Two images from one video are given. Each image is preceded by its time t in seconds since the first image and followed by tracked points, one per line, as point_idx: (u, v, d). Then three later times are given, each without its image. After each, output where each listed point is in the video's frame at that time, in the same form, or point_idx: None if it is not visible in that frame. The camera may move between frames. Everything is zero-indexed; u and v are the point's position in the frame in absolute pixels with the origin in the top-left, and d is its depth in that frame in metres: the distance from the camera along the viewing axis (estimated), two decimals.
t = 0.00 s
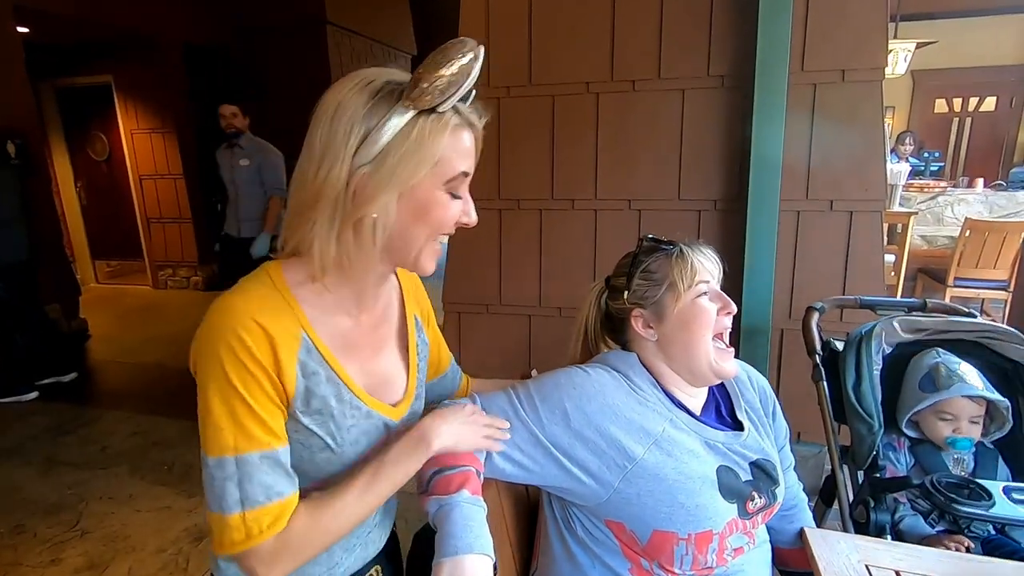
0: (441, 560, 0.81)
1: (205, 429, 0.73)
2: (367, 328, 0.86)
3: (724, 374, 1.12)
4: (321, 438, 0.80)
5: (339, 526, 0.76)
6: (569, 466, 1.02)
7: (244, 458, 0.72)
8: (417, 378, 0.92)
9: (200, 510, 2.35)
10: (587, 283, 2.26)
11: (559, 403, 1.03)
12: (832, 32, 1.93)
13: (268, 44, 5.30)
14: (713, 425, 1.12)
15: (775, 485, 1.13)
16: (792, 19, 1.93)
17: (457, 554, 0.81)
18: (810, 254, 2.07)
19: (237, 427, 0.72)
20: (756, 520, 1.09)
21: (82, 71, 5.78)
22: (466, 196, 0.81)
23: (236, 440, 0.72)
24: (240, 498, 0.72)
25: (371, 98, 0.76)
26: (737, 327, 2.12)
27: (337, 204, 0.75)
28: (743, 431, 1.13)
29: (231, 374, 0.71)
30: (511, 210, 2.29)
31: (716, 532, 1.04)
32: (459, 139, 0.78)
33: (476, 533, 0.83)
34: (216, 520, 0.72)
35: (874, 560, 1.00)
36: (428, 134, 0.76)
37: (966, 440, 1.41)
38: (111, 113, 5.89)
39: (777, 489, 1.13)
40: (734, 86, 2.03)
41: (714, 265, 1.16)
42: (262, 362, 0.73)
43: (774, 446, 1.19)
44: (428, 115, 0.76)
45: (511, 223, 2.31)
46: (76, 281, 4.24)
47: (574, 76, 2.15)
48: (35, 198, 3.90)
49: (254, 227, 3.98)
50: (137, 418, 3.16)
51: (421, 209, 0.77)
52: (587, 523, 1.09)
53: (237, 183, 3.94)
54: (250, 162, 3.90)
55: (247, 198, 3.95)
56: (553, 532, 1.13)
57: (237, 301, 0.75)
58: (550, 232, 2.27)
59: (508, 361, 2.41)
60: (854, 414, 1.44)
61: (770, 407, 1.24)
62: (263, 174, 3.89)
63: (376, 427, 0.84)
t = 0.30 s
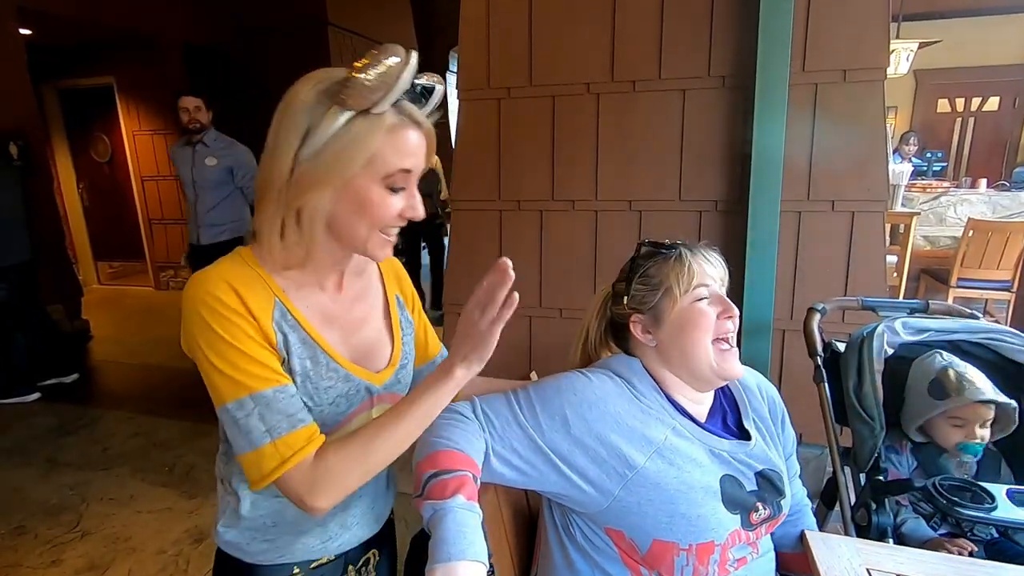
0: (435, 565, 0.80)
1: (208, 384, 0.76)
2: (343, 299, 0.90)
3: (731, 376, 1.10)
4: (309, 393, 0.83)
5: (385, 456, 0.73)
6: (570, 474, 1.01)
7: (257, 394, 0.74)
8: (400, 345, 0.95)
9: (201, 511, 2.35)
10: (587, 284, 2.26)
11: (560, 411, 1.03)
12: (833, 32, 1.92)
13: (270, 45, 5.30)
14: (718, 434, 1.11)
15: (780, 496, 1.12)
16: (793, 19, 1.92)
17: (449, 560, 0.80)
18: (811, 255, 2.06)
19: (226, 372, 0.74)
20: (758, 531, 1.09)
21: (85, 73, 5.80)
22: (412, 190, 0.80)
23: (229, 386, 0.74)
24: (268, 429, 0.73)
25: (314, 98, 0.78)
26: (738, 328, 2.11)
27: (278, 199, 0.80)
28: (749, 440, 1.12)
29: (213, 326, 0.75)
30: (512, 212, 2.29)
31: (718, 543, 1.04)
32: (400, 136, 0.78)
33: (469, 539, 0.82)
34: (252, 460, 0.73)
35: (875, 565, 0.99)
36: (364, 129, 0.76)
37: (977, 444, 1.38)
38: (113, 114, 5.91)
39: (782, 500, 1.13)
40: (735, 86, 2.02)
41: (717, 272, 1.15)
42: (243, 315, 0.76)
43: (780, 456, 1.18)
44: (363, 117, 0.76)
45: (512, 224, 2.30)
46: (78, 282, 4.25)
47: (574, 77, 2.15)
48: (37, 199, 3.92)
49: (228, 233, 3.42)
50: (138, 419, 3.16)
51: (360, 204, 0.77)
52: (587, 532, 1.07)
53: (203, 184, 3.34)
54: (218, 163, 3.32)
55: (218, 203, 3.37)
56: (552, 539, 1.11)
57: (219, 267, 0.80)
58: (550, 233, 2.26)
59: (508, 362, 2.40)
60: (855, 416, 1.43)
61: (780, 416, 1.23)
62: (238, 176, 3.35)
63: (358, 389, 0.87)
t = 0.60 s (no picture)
0: (442, 558, 0.80)
1: (213, 365, 0.78)
2: (348, 298, 0.90)
3: (701, 373, 1.07)
4: (315, 388, 0.83)
5: (392, 445, 0.78)
6: (567, 464, 1.01)
7: (261, 374, 0.76)
8: (409, 350, 0.94)
9: (203, 510, 2.35)
10: (589, 283, 2.25)
11: (558, 401, 1.02)
12: (836, 26, 1.91)
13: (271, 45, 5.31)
14: (712, 424, 1.10)
15: (774, 488, 1.11)
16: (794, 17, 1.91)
17: (456, 551, 0.80)
18: (813, 253, 2.06)
19: (230, 348, 0.77)
20: (754, 522, 1.08)
21: (87, 74, 5.81)
22: (336, 145, 0.85)
23: (234, 365, 0.77)
24: (270, 409, 0.75)
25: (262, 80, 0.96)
26: (740, 326, 2.11)
27: (245, 180, 0.93)
28: (742, 431, 1.11)
29: (216, 305, 0.78)
30: (512, 210, 2.29)
31: (713, 532, 1.03)
32: (312, 93, 0.86)
33: (475, 528, 0.83)
34: (250, 442, 0.74)
35: (877, 562, 0.99)
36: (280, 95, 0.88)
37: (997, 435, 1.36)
38: (115, 114, 5.93)
39: (776, 492, 1.12)
40: (736, 84, 2.02)
41: (699, 269, 1.12)
42: (246, 295, 0.79)
43: (774, 450, 1.16)
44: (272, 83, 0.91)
45: (512, 222, 2.30)
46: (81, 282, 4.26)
47: (574, 75, 2.15)
48: (40, 198, 3.93)
49: (201, 248, 2.95)
50: (139, 418, 3.17)
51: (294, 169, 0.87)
52: (583, 521, 1.07)
53: (169, 195, 2.89)
54: (185, 168, 2.87)
55: (186, 214, 2.91)
56: (550, 531, 1.11)
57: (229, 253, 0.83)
58: (551, 231, 2.26)
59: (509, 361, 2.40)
60: (856, 413, 1.42)
61: (772, 412, 1.21)
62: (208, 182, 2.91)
63: (360, 389, 0.85)
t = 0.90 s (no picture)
0: (442, 544, 0.82)
1: (226, 376, 0.79)
2: (357, 312, 0.91)
3: (650, 377, 1.08)
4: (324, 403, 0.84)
5: (409, 454, 0.81)
6: (560, 455, 1.02)
7: (278, 385, 0.77)
8: (416, 374, 0.94)
9: (202, 510, 2.36)
10: (588, 285, 2.26)
11: (549, 392, 1.04)
12: (834, 31, 1.93)
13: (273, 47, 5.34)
14: (694, 412, 1.11)
15: (757, 472, 1.11)
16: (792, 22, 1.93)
17: (458, 537, 0.82)
18: (810, 256, 2.07)
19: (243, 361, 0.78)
20: (740, 507, 1.07)
21: (88, 75, 5.83)
22: (352, 146, 0.87)
23: (251, 378, 0.77)
24: (289, 422, 0.76)
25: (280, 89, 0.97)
26: (738, 329, 2.12)
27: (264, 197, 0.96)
28: (722, 417, 1.12)
29: (229, 311, 0.79)
30: (512, 213, 2.30)
31: (700, 512, 1.02)
32: (326, 99, 0.88)
33: (474, 516, 0.85)
34: (267, 456, 0.75)
35: (871, 562, 1.00)
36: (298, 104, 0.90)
37: (971, 436, 1.37)
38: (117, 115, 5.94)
39: (759, 477, 1.11)
40: (734, 88, 2.03)
41: (663, 276, 1.10)
42: (260, 304, 0.80)
43: (756, 440, 1.16)
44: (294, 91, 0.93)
45: (512, 225, 2.31)
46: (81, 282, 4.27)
47: (574, 79, 2.16)
48: (42, 199, 3.94)
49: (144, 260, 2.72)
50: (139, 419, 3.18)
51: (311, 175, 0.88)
52: (574, 510, 1.07)
53: (114, 201, 2.67)
54: (128, 172, 2.62)
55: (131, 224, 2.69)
56: (544, 526, 1.11)
57: (245, 262, 0.85)
58: (550, 233, 2.28)
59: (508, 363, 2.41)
60: (851, 417, 1.43)
61: (750, 402, 1.21)
62: (149, 187, 2.62)
63: (369, 407, 0.86)
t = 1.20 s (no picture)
0: (446, 544, 0.82)
1: (241, 385, 0.78)
2: (363, 323, 0.92)
3: (650, 374, 1.09)
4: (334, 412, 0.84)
5: (426, 456, 0.84)
6: (560, 452, 1.02)
7: (299, 390, 0.77)
8: (416, 378, 0.96)
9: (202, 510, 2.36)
10: (586, 285, 2.27)
11: (549, 390, 1.05)
12: (832, 31, 1.94)
13: (273, 48, 5.34)
14: (690, 410, 1.11)
15: (753, 468, 1.11)
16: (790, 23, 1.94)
17: (461, 535, 0.82)
18: (808, 256, 2.08)
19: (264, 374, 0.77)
20: (738, 503, 1.08)
21: (88, 76, 5.82)
22: (380, 188, 0.85)
23: (271, 383, 0.77)
24: (313, 425, 0.76)
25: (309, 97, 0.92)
26: (736, 329, 2.12)
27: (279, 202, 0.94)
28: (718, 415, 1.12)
29: (242, 316, 0.80)
30: (511, 213, 2.31)
31: (698, 507, 1.03)
32: (359, 131, 0.85)
33: (478, 516, 0.85)
34: (292, 460, 0.74)
35: (868, 560, 1.01)
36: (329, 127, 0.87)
37: (964, 430, 1.36)
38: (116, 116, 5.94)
39: (756, 473, 1.12)
40: (733, 89, 2.04)
41: (663, 277, 1.10)
42: (275, 311, 0.81)
43: (751, 437, 1.17)
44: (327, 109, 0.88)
45: (512, 225, 2.32)
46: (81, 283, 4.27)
47: (573, 80, 2.17)
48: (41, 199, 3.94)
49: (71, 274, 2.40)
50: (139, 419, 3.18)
51: (333, 203, 0.86)
52: (574, 507, 1.08)
53: (28, 207, 2.32)
54: (48, 173, 2.31)
55: (51, 233, 2.35)
56: (543, 524, 1.11)
57: (254, 269, 0.85)
58: (549, 233, 2.28)
59: (507, 362, 2.41)
60: (849, 415, 1.43)
61: (744, 399, 1.22)
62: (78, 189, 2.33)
63: (375, 414, 0.87)
